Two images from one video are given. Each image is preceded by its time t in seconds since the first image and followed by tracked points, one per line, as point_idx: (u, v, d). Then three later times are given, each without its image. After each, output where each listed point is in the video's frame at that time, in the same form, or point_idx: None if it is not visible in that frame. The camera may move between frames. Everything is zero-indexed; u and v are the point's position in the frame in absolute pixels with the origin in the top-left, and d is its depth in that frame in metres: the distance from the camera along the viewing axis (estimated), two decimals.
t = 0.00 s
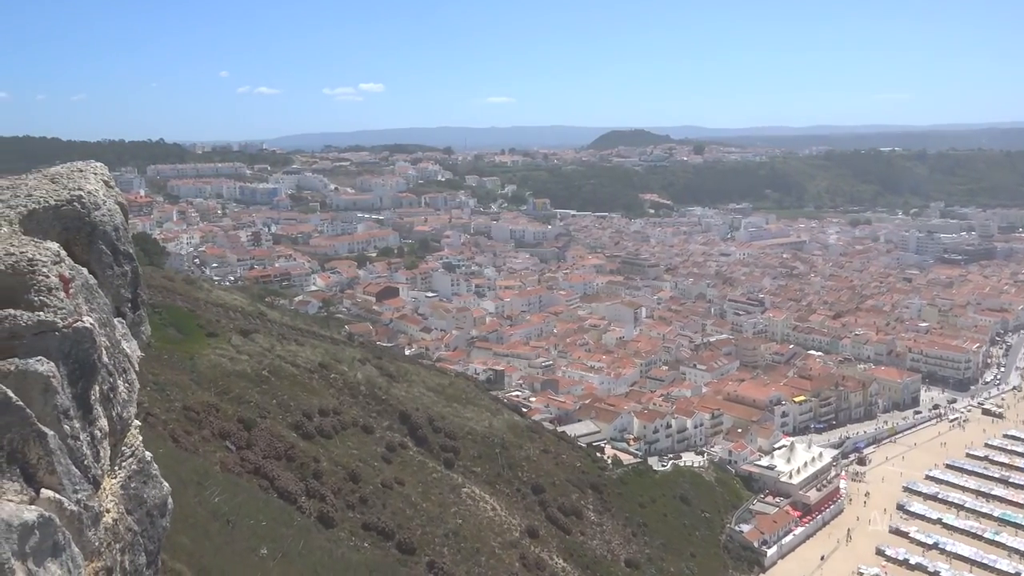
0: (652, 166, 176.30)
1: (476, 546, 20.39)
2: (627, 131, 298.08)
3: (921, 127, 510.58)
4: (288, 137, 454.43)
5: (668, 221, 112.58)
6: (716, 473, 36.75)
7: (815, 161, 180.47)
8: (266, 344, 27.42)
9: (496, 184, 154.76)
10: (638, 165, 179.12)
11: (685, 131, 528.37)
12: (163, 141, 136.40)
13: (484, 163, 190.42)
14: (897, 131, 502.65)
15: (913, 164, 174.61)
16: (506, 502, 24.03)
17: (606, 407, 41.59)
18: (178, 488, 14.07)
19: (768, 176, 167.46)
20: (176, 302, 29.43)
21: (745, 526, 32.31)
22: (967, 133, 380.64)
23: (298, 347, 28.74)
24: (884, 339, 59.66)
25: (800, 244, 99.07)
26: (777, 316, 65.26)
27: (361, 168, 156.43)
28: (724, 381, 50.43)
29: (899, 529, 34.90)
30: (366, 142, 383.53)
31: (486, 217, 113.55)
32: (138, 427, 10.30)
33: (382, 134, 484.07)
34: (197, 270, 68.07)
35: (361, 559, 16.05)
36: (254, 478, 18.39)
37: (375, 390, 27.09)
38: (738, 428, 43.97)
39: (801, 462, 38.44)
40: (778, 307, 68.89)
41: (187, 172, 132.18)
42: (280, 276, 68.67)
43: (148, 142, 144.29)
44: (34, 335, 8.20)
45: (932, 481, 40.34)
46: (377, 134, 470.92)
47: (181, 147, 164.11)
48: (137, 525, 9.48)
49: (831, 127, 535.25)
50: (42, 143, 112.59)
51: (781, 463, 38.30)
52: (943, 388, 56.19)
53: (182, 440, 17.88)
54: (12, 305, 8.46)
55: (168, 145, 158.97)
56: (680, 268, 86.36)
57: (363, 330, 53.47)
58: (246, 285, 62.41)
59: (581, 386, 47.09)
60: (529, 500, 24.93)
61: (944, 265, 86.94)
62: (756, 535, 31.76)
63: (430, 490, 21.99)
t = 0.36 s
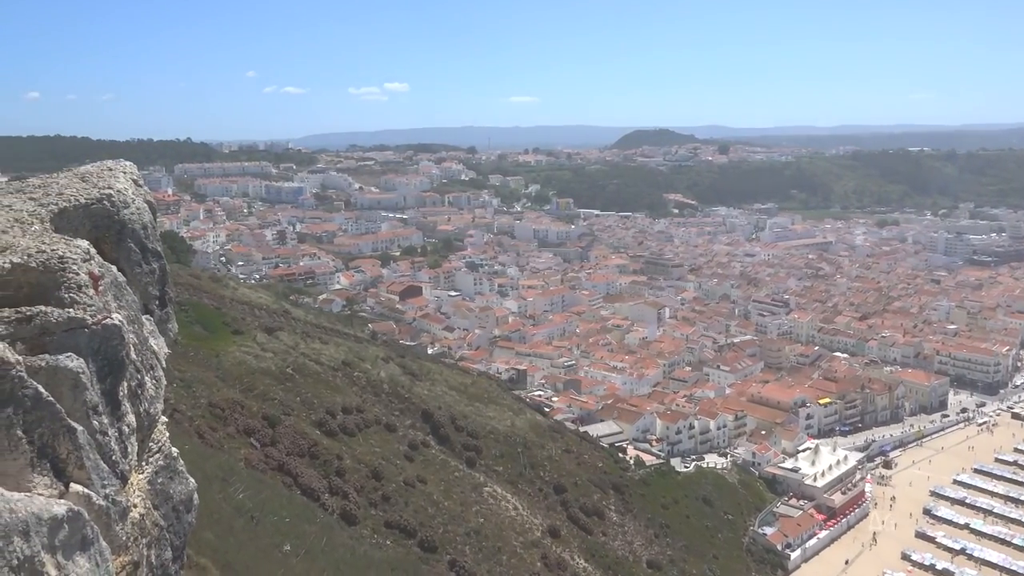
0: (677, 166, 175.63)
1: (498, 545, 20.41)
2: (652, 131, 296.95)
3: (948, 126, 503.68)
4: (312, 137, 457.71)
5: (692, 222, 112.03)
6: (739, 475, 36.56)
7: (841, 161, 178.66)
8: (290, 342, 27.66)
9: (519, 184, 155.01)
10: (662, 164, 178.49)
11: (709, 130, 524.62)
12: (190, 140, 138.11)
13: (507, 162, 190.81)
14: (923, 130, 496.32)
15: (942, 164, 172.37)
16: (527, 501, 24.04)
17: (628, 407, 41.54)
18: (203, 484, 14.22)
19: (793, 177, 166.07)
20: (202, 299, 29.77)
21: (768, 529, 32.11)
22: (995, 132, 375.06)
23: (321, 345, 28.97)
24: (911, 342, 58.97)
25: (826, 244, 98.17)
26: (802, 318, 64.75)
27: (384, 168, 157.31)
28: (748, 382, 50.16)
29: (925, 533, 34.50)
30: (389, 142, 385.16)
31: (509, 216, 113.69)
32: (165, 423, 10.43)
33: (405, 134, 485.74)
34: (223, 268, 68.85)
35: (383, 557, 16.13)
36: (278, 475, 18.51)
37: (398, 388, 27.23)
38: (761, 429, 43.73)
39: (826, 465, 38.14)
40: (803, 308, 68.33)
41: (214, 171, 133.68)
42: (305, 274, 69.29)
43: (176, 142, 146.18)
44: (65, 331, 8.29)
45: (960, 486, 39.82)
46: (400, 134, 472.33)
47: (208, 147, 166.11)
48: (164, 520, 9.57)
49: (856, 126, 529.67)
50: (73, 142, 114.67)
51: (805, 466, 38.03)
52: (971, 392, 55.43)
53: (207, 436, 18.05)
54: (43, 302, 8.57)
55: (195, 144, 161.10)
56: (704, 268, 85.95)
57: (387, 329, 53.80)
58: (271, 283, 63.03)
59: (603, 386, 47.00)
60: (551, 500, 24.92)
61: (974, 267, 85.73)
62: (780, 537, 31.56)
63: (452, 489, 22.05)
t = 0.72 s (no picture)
0: (700, 166, 174.79)
1: (519, 545, 20.43)
2: (676, 131, 295.92)
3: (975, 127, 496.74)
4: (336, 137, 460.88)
5: (716, 222, 111.43)
6: (762, 477, 36.34)
7: (868, 161, 176.69)
8: (313, 339, 27.86)
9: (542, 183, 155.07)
10: (685, 164, 177.74)
11: (731, 130, 521.56)
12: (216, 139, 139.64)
13: (529, 163, 190.95)
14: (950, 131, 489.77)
15: (971, 165, 169.93)
16: (548, 501, 24.04)
17: (651, 408, 41.46)
18: (227, 479, 14.37)
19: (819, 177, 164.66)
20: (227, 297, 30.10)
21: (791, 532, 31.88)
22: None
23: (344, 343, 29.19)
24: (939, 344, 58.19)
25: (851, 245, 97.20)
26: (827, 319, 64.17)
27: (407, 168, 158.06)
28: (771, 385, 49.82)
29: (951, 538, 34.08)
30: (416, 142, 388.06)
31: (531, 216, 113.76)
32: (191, 421, 10.54)
33: (427, 134, 487.66)
34: (248, 266, 69.53)
35: (405, 555, 16.22)
36: (300, 472, 18.60)
37: (420, 386, 27.36)
38: (785, 432, 43.53)
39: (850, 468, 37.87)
40: (828, 309, 67.71)
41: (239, 170, 135.09)
42: (328, 273, 69.81)
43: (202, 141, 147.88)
44: (93, 327, 8.37)
45: (988, 491, 39.25)
46: (422, 133, 474.16)
47: (234, 146, 167.90)
48: (188, 516, 9.65)
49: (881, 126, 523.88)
50: (102, 142, 116.55)
51: (830, 468, 37.74)
52: (1000, 395, 54.60)
53: (231, 432, 18.19)
54: (72, 299, 8.67)
55: (222, 143, 163.03)
56: (727, 268, 85.45)
57: (409, 327, 54.06)
58: (295, 281, 63.55)
59: (625, 387, 46.84)
60: (572, 500, 24.89)
61: (1003, 269, 84.47)
62: (803, 541, 31.29)
63: (473, 487, 22.09)
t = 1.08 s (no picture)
0: (724, 166, 173.86)
1: (539, 545, 20.43)
2: (700, 131, 294.66)
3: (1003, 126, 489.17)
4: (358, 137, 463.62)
5: (739, 222, 110.78)
6: (786, 480, 36.15)
7: (895, 162, 174.57)
8: (336, 338, 28.09)
9: (564, 183, 155.11)
10: (709, 164, 176.99)
11: (754, 129, 518.21)
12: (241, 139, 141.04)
13: (552, 162, 191.02)
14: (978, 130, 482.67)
15: (1001, 165, 167.28)
16: (569, 501, 24.03)
17: (673, 409, 41.40)
18: (250, 476, 14.49)
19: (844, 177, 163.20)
20: (251, 295, 30.39)
21: (814, 536, 31.65)
22: None
23: (367, 342, 29.35)
24: (966, 347, 57.42)
25: (877, 246, 96.18)
26: (852, 321, 63.58)
27: (430, 167, 158.76)
28: (795, 386, 49.50)
29: (978, 543, 33.63)
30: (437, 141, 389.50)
31: (554, 216, 113.83)
32: (216, 417, 10.64)
33: (448, 134, 489.13)
34: (271, 265, 70.16)
35: (425, 553, 16.28)
36: (322, 470, 18.72)
37: (441, 386, 27.46)
38: (808, 434, 43.45)
39: (875, 472, 37.68)
40: (852, 311, 67.06)
41: (263, 169, 136.35)
42: (351, 272, 70.26)
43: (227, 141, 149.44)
44: (121, 325, 8.45)
45: (1016, 496, 38.70)
46: (444, 133, 475.71)
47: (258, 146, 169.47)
48: (213, 512, 9.74)
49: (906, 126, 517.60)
50: (130, 142, 118.36)
51: (854, 472, 37.62)
52: None
53: (255, 430, 18.35)
54: (100, 297, 8.76)
55: (246, 143, 164.70)
56: (750, 269, 84.89)
57: (431, 326, 54.30)
58: (318, 280, 64.05)
59: (647, 388, 46.65)
60: (593, 500, 24.86)
61: None
62: (826, 544, 31.03)
63: (494, 487, 22.13)
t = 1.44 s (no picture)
0: (748, 166, 172.90)
1: (562, 546, 20.42)
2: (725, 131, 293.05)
3: None
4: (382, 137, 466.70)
5: (764, 222, 110.13)
6: (811, 482, 35.86)
7: (923, 162, 172.50)
8: (359, 338, 28.28)
9: (587, 184, 155.18)
10: (733, 164, 176.09)
11: (777, 129, 514.53)
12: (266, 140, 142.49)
13: (575, 162, 191.09)
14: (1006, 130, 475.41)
15: None
16: (592, 502, 24.00)
17: (696, 411, 41.27)
18: (275, 475, 14.60)
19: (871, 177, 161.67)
20: (276, 295, 30.69)
21: (840, 539, 31.32)
22: None
23: (390, 342, 29.50)
24: (996, 349, 56.59)
25: (905, 247, 95.08)
26: (879, 322, 62.92)
27: (453, 167, 159.47)
28: (821, 388, 49.12)
29: (1007, 549, 33.11)
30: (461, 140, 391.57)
31: (577, 216, 113.86)
32: (241, 416, 10.73)
33: (470, 134, 491.03)
34: (296, 265, 70.86)
35: (448, 553, 16.32)
36: (346, 469, 18.81)
37: (464, 386, 27.55)
38: (834, 436, 43.28)
39: (902, 474, 37.34)
40: (879, 312, 66.37)
41: (288, 170, 137.74)
42: (375, 272, 70.75)
43: (253, 141, 151.11)
44: (148, 324, 8.51)
45: None
46: (466, 133, 477.56)
47: (283, 146, 171.23)
48: (238, 510, 9.82)
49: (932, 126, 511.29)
50: (158, 142, 120.23)
51: (880, 475, 37.33)
52: None
53: (280, 429, 18.47)
54: (129, 296, 8.85)
55: (272, 144, 166.47)
56: (775, 270, 84.30)
57: (455, 326, 54.55)
58: (343, 280, 64.62)
59: (671, 389, 46.43)
60: (616, 501, 24.81)
61: None
62: (852, 548, 30.68)
63: (517, 487, 22.14)
